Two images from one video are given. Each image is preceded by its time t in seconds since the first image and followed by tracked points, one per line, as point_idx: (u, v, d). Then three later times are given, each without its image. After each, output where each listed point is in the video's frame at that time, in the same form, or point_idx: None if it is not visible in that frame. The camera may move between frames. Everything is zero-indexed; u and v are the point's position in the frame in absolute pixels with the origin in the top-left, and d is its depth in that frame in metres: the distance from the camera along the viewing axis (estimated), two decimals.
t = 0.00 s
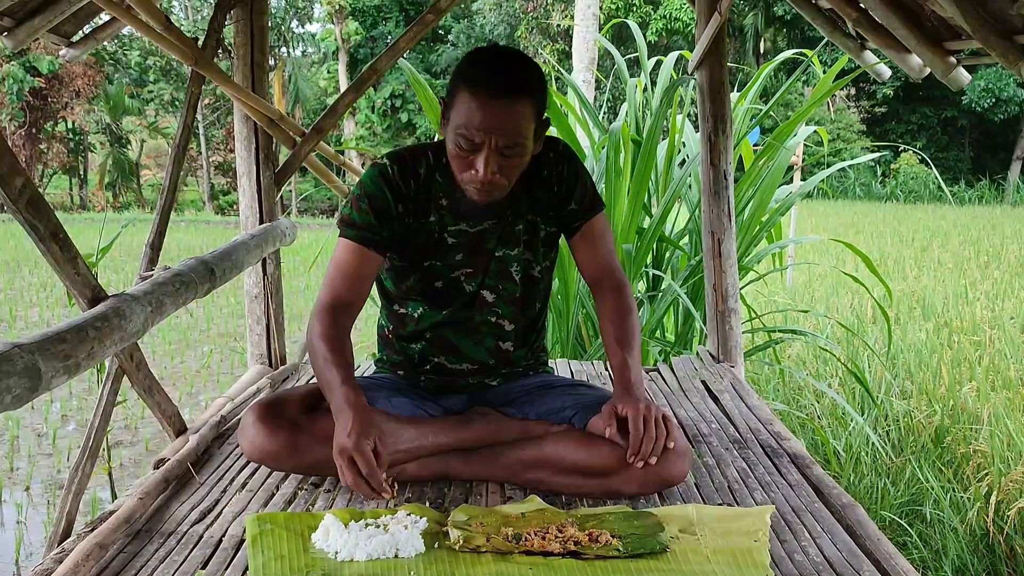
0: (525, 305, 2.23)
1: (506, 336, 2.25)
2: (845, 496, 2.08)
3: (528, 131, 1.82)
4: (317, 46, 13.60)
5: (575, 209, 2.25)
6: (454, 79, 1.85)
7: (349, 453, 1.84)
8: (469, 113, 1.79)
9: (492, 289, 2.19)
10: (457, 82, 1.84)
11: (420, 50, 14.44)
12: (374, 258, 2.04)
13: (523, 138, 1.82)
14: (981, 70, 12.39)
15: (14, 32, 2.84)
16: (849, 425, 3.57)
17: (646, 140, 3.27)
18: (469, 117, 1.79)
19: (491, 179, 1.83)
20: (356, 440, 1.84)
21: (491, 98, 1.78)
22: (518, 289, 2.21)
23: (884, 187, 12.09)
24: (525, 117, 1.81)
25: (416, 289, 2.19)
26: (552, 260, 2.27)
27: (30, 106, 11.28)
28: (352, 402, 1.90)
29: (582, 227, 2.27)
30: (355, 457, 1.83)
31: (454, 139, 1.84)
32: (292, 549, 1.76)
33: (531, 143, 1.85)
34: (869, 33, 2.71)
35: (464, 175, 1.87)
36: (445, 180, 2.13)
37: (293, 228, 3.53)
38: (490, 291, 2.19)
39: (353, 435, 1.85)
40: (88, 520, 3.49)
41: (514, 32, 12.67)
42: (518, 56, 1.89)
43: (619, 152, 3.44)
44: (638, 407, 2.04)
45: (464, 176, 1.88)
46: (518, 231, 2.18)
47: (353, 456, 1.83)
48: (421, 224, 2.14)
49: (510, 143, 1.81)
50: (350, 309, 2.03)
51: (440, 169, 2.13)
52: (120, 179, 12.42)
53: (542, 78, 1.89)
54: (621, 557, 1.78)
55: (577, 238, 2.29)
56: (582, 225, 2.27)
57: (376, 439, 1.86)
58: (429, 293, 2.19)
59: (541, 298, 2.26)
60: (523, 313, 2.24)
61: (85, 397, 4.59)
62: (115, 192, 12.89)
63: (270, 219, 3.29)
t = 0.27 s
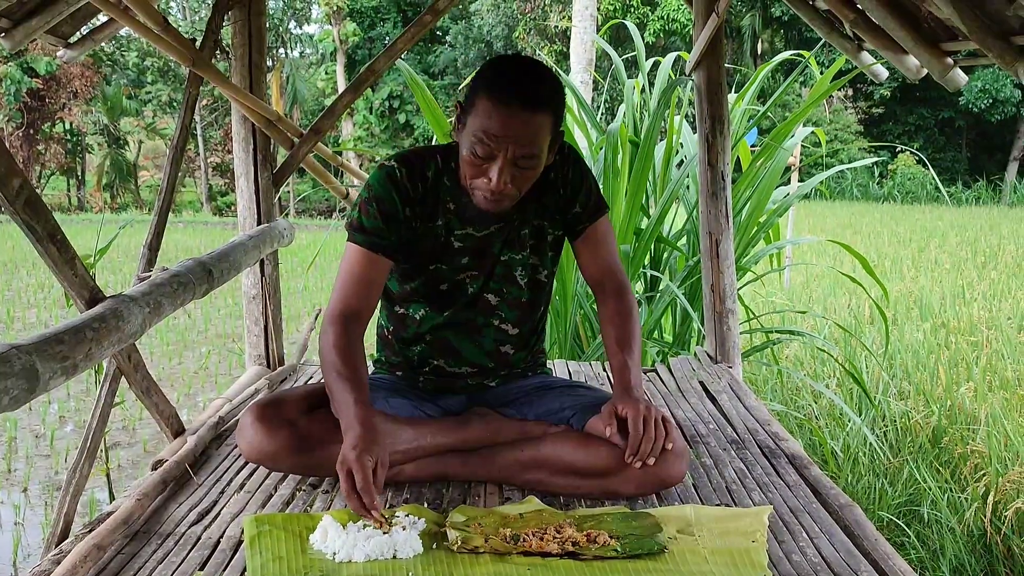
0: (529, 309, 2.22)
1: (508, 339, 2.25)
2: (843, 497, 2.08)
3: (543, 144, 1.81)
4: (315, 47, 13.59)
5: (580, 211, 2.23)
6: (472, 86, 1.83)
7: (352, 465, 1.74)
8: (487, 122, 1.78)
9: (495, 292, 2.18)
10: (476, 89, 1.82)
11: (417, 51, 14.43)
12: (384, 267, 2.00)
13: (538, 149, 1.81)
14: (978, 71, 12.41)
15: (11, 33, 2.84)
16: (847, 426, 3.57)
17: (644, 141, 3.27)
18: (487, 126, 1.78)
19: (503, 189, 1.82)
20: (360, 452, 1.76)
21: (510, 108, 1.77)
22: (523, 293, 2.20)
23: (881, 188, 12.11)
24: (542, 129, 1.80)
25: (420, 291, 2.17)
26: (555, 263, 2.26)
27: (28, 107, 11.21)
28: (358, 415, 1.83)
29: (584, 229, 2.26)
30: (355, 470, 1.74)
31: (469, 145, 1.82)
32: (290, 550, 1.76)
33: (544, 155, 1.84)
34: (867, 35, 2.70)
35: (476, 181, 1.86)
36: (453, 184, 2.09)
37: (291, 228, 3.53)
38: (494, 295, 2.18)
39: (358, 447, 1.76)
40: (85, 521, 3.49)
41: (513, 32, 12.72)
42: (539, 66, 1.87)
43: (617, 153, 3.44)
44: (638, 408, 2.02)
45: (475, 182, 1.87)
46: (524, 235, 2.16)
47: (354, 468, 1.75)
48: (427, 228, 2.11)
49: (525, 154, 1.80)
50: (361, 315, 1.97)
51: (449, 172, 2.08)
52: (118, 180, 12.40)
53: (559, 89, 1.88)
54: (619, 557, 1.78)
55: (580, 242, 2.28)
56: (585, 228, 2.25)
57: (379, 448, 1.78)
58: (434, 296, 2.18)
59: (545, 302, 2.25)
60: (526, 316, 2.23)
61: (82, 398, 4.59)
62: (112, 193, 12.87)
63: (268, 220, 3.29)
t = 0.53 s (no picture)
0: (527, 311, 2.22)
1: (507, 341, 2.25)
2: (841, 498, 2.08)
3: (541, 143, 1.81)
4: (314, 48, 13.59)
5: (579, 212, 2.23)
6: (472, 85, 1.84)
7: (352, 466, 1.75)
8: (486, 119, 1.78)
9: (493, 293, 2.18)
10: (476, 88, 1.83)
11: (415, 52, 14.44)
12: (381, 265, 2.00)
13: (536, 149, 1.81)
14: (976, 73, 12.43)
15: (9, 34, 2.84)
16: (845, 426, 3.58)
17: (642, 142, 3.28)
18: (486, 122, 1.78)
19: (500, 187, 1.81)
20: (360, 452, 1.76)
21: (509, 107, 1.78)
22: (522, 294, 2.20)
23: (879, 189, 12.13)
24: (541, 129, 1.80)
25: (419, 291, 2.17)
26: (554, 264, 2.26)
27: (26, 108, 11.24)
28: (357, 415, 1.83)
29: (583, 231, 2.26)
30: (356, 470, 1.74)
31: (468, 143, 1.82)
32: (288, 552, 1.76)
33: (543, 155, 1.84)
34: (866, 37, 2.71)
35: (473, 180, 1.85)
36: (453, 185, 2.09)
37: (289, 230, 3.53)
38: (493, 296, 2.18)
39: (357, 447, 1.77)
40: (83, 523, 3.49)
41: (512, 33, 12.73)
42: (540, 69, 1.88)
43: (615, 154, 3.44)
44: (637, 408, 2.03)
45: (472, 182, 1.85)
46: (523, 236, 2.16)
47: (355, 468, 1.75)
48: (427, 229, 2.10)
49: (522, 153, 1.79)
50: (358, 315, 1.97)
51: (449, 173, 2.08)
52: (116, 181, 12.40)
53: (559, 92, 1.89)
54: (618, 558, 1.78)
55: (579, 242, 2.28)
56: (583, 229, 2.25)
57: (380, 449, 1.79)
58: (432, 297, 2.18)
59: (544, 303, 2.25)
60: (524, 317, 2.23)
61: (81, 400, 4.59)
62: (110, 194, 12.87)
63: (266, 222, 3.29)
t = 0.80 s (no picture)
0: (525, 313, 2.22)
1: (505, 343, 2.24)
2: (840, 499, 2.08)
3: (538, 151, 1.81)
4: (312, 50, 13.59)
5: (577, 214, 2.23)
6: (471, 92, 1.84)
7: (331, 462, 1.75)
8: (483, 128, 1.78)
9: (491, 296, 2.18)
10: (475, 95, 1.82)
11: (414, 54, 14.45)
12: (372, 262, 2.00)
13: (533, 157, 1.81)
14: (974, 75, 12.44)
15: (8, 36, 2.84)
16: (843, 428, 3.58)
17: (641, 144, 3.28)
18: (483, 131, 1.78)
19: (496, 195, 1.82)
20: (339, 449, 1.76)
21: (507, 116, 1.77)
22: (520, 297, 2.20)
23: (878, 191, 12.14)
24: (539, 138, 1.80)
25: (416, 293, 2.17)
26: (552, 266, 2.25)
27: (24, 110, 11.23)
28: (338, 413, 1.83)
29: (582, 233, 2.26)
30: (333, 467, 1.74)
31: (465, 150, 1.83)
32: (287, 554, 1.76)
33: (539, 163, 1.84)
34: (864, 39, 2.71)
35: (470, 187, 1.86)
36: (450, 187, 2.09)
37: (288, 232, 3.53)
38: (491, 298, 2.18)
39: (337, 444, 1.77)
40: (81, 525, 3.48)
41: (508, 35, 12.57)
42: (540, 76, 1.88)
43: (613, 156, 3.44)
44: (635, 410, 2.03)
45: (469, 188, 1.87)
46: (520, 239, 2.17)
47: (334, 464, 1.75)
48: (423, 230, 2.11)
49: (518, 162, 1.80)
50: (346, 310, 1.98)
51: (446, 174, 2.09)
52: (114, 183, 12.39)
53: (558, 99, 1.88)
54: (616, 560, 1.78)
55: (578, 244, 2.28)
56: (582, 231, 2.26)
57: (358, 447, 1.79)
58: (429, 299, 2.18)
59: (541, 305, 2.25)
60: (522, 320, 2.23)
61: (78, 402, 4.58)
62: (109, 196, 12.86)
63: (265, 224, 3.29)
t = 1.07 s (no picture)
0: (523, 315, 2.22)
1: (503, 345, 2.24)
2: (838, 501, 2.08)
3: (537, 155, 1.81)
4: (311, 52, 13.60)
5: (575, 216, 2.23)
6: (469, 96, 1.84)
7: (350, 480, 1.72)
8: (481, 132, 1.78)
9: (488, 298, 2.18)
10: (473, 100, 1.83)
11: (413, 56, 14.46)
12: (375, 261, 1.94)
13: (532, 162, 1.81)
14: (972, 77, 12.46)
15: (7, 38, 2.84)
16: (841, 429, 3.58)
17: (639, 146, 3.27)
18: (481, 135, 1.78)
19: (495, 200, 1.82)
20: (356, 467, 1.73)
21: (505, 120, 1.77)
22: (518, 299, 2.20)
23: (876, 192, 12.15)
24: (538, 142, 1.80)
25: (413, 295, 2.17)
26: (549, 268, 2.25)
27: (23, 111, 11.23)
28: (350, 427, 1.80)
29: (580, 234, 2.26)
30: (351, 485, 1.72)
31: (464, 155, 1.83)
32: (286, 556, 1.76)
33: (539, 167, 1.84)
34: (862, 40, 2.71)
35: (469, 192, 1.86)
36: (449, 187, 2.09)
37: (287, 233, 3.53)
38: (488, 300, 2.18)
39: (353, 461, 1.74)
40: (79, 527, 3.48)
41: (508, 37, 12.70)
42: (539, 80, 1.88)
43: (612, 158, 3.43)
44: (634, 412, 2.04)
45: (468, 193, 1.87)
46: (518, 241, 2.17)
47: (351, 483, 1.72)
48: (422, 230, 2.10)
49: (517, 166, 1.80)
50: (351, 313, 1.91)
51: (445, 175, 2.09)
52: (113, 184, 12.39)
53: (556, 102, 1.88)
54: (615, 561, 1.78)
55: (576, 246, 2.28)
56: (580, 232, 2.25)
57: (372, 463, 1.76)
58: (427, 301, 2.18)
59: (539, 307, 2.25)
60: (520, 322, 2.23)
61: (77, 403, 4.57)
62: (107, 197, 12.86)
63: (264, 225, 3.29)
